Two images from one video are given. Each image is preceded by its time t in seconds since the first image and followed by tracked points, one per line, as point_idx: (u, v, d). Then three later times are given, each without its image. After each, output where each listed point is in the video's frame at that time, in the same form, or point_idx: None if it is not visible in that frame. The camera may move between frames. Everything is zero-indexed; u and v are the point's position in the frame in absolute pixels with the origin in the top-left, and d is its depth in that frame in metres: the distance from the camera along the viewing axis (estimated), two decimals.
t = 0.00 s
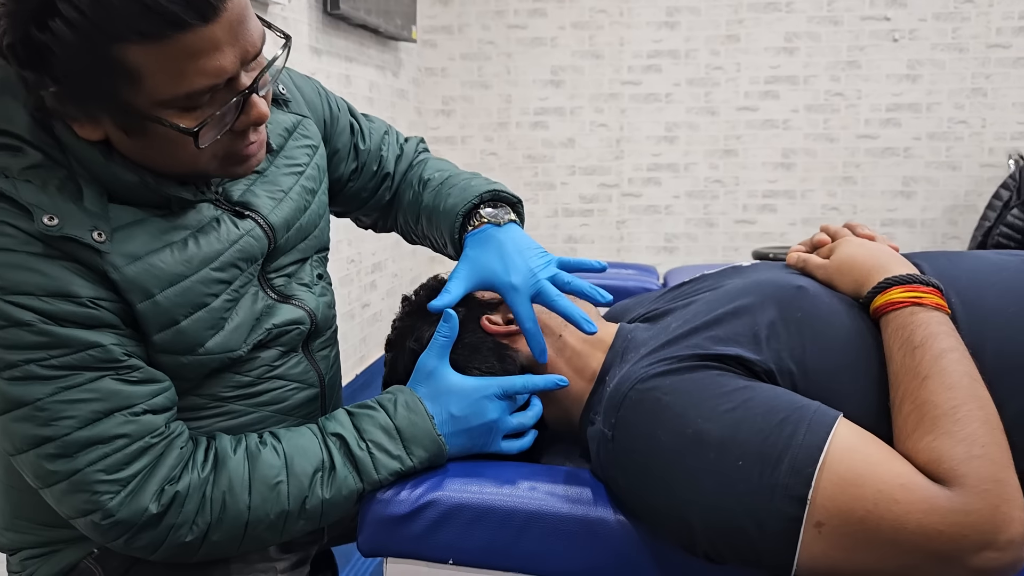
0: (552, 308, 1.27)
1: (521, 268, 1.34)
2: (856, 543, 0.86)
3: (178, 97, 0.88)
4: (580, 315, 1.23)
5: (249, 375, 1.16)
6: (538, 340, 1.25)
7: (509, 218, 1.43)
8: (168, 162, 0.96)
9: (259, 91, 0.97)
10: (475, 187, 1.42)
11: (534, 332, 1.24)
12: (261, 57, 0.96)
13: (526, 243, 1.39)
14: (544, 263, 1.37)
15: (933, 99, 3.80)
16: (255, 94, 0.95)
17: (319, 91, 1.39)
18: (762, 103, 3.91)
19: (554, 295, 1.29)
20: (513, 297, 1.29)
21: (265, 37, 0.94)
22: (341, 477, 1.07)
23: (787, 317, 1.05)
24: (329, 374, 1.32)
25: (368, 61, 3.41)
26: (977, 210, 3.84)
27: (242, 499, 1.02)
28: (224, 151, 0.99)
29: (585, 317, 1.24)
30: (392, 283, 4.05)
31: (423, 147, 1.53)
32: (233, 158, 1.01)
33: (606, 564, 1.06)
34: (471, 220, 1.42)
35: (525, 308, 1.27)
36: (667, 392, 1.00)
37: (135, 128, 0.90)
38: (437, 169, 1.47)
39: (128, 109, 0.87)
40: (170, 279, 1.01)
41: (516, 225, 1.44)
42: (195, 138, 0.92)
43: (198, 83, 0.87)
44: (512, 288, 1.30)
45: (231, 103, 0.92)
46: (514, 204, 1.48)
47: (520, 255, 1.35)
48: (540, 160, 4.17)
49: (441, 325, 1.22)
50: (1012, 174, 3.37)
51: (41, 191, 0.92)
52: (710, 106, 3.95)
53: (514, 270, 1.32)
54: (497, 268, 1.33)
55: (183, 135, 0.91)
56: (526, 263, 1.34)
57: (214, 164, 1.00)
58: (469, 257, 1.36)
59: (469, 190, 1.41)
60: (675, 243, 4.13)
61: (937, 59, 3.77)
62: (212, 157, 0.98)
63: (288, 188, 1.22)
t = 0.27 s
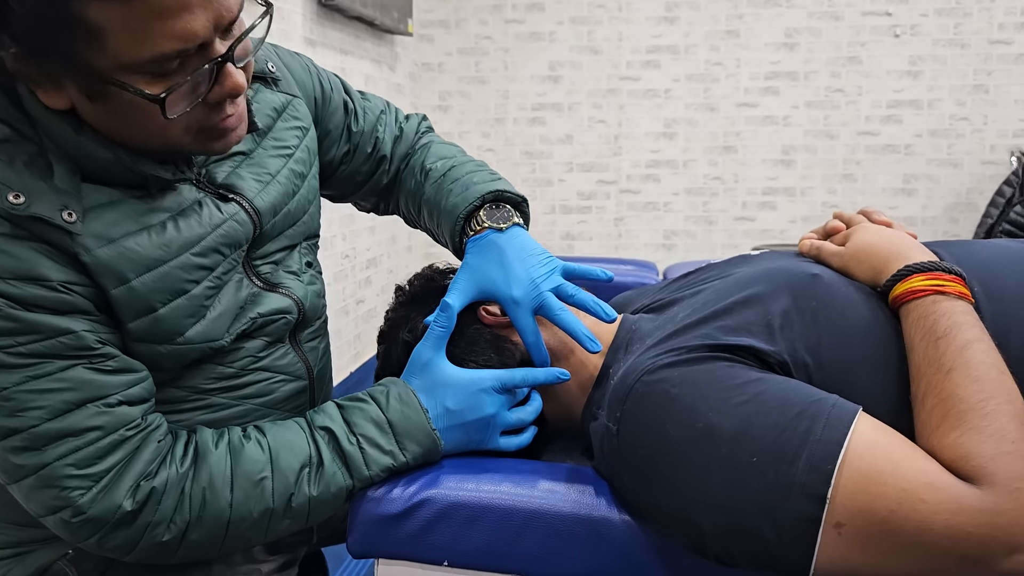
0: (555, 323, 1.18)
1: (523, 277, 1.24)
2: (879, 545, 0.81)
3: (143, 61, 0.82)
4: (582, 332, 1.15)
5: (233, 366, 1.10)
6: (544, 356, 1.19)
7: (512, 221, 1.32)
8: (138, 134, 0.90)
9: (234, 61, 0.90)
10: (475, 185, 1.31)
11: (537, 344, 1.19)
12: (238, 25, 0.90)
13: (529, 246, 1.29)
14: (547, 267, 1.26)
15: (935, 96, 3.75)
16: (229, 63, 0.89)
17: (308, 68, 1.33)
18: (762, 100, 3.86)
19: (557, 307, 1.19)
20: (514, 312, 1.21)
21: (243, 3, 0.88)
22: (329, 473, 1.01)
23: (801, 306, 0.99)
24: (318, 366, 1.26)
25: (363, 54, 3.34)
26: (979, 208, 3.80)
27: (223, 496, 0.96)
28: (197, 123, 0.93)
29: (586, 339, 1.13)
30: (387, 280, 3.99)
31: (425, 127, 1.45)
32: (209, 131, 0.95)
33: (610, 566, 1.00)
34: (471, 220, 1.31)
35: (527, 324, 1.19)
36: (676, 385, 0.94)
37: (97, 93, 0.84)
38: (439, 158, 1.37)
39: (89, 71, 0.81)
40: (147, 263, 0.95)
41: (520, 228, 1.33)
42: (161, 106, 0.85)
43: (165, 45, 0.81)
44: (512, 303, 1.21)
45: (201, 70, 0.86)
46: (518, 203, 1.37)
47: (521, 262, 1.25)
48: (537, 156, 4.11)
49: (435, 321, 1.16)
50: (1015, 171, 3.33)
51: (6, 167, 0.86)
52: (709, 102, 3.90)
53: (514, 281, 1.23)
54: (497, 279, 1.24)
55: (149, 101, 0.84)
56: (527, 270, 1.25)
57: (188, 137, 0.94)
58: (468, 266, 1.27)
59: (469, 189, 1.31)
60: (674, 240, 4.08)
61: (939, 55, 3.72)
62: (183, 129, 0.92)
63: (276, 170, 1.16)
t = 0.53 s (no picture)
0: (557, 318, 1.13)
1: (524, 268, 1.18)
2: (903, 549, 0.76)
3: None
4: (586, 329, 1.09)
5: (220, 360, 1.05)
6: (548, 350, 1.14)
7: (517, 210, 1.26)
8: (60, 89, 0.81)
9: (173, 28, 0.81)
10: (476, 172, 1.25)
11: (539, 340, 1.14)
12: None
13: (530, 237, 1.23)
14: (548, 259, 1.21)
15: (932, 94, 3.72)
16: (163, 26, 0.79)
17: (301, 49, 1.27)
18: (759, 97, 3.82)
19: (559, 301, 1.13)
20: (515, 306, 1.16)
21: None
22: (319, 472, 0.96)
23: (816, 297, 0.95)
24: (308, 361, 1.20)
25: (357, 49, 3.28)
26: (976, 207, 3.78)
27: (206, 495, 0.91)
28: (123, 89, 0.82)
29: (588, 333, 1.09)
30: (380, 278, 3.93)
31: (423, 108, 1.42)
32: (140, 105, 0.84)
33: (615, 569, 0.96)
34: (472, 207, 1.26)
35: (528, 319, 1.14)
36: (686, 379, 0.88)
37: (17, 32, 0.76)
38: (438, 141, 1.33)
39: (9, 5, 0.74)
40: (124, 248, 0.90)
41: (521, 217, 1.27)
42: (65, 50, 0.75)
43: None
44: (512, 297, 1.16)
45: (122, 21, 0.76)
46: (520, 190, 1.31)
47: (522, 255, 1.20)
48: (532, 154, 4.06)
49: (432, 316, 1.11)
50: (1013, 170, 3.30)
51: None
52: (706, 100, 3.86)
53: (515, 274, 1.17)
54: (497, 273, 1.19)
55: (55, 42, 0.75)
56: (528, 263, 1.19)
57: (115, 104, 0.83)
58: (468, 259, 1.21)
59: (469, 177, 1.25)
60: (670, 239, 4.03)
61: (936, 53, 3.69)
62: (106, 92, 0.81)
63: (264, 155, 1.10)
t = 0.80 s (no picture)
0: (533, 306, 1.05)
1: (501, 253, 1.12)
2: (930, 550, 0.71)
3: None
4: (561, 318, 1.02)
5: (196, 349, 0.97)
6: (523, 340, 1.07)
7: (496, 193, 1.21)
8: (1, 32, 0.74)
9: None
10: (458, 152, 1.20)
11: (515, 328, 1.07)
12: None
13: (511, 221, 1.17)
14: (529, 244, 1.14)
15: (928, 93, 3.69)
16: None
17: (287, 25, 1.20)
18: (753, 95, 3.78)
19: (535, 287, 1.06)
20: (491, 291, 1.09)
21: None
22: (301, 468, 0.89)
23: (831, 283, 0.89)
24: (292, 353, 1.12)
25: (347, 42, 3.21)
26: (971, 207, 3.76)
27: (178, 492, 0.84)
28: (65, 38, 0.74)
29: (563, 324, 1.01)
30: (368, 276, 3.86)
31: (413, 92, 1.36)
32: (83, 59, 0.76)
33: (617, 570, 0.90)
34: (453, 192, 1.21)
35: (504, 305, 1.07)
36: (695, 369, 0.83)
37: None
38: (424, 123, 1.27)
39: None
40: (91, 226, 0.83)
41: (504, 201, 1.22)
42: None
43: None
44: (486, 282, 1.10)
45: None
46: (505, 175, 1.26)
47: (500, 239, 1.14)
48: (525, 151, 4.00)
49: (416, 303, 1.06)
50: (1010, 169, 3.28)
51: None
52: (700, 97, 3.82)
53: (491, 258, 1.11)
54: (474, 257, 1.13)
55: None
56: (506, 247, 1.13)
57: (55, 48, 0.75)
58: (446, 244, 1.17)
59: (451, 158, 1.19)
60: (664, 238, 3.98)
61: (931, 51, 3.66)
62: (44, 33, 0.74)
63: (246, 132, 1.02)
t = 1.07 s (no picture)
0: (528, 290, 0.98)
1: (490, 238, 1.05)
2: (973, 560, 0.63)
3: None
4: (559, 302, 0.94)
5: (154, 337, 0.90)
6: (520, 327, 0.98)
7: (480, 176, 1.13)
8: None
9: None
10: (440, 134, 1.12)
11: (511, 316, 0.98)
12: None
13: (498, 204, 1.09)
14: (519, 227, 1.06)
15: (925, 91, 3.64)
16: None
17: None
18: (749, 93, 3.72)
19: (528, 270, 0.99)
20: (480, 278, 1.01)
21: None
22: (268, 470, 0.80)
23: (853, 267, 0.81)
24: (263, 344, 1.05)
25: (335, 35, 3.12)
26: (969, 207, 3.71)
27: (127, 495, 0.75)
28: None
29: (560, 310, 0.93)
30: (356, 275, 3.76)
31: (389, 69, 1.27)
32: None
33: None
34: (434, 176, 1.13)
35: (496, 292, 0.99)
36: (705, 360, 0.74)
37: None
38: (403, 104, 1.19)
39: None
40: (29, 196, 0.75)
41: (490, 184, 1.14)
42: None
43: None
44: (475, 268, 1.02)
45: None
46: (491, 159, 1.14)
47: (488, 222, 1.06)
48: (517, 150, 3.92)
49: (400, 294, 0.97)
50: (1010, 167, 3.23)
51: None
52: (695, 95, 3.75)
53: (480, 243, 1.04)
54: (460, 243, 1.05)
55: None
56: (495, 231, 1.05)
57: None
58: (430, 232, 1.09)
59: (433, 140, 1.12)
60: (658, 237, 3.91)
61: (929, 50, 3.61)
62: None
63: (209, 100, 0.95)
